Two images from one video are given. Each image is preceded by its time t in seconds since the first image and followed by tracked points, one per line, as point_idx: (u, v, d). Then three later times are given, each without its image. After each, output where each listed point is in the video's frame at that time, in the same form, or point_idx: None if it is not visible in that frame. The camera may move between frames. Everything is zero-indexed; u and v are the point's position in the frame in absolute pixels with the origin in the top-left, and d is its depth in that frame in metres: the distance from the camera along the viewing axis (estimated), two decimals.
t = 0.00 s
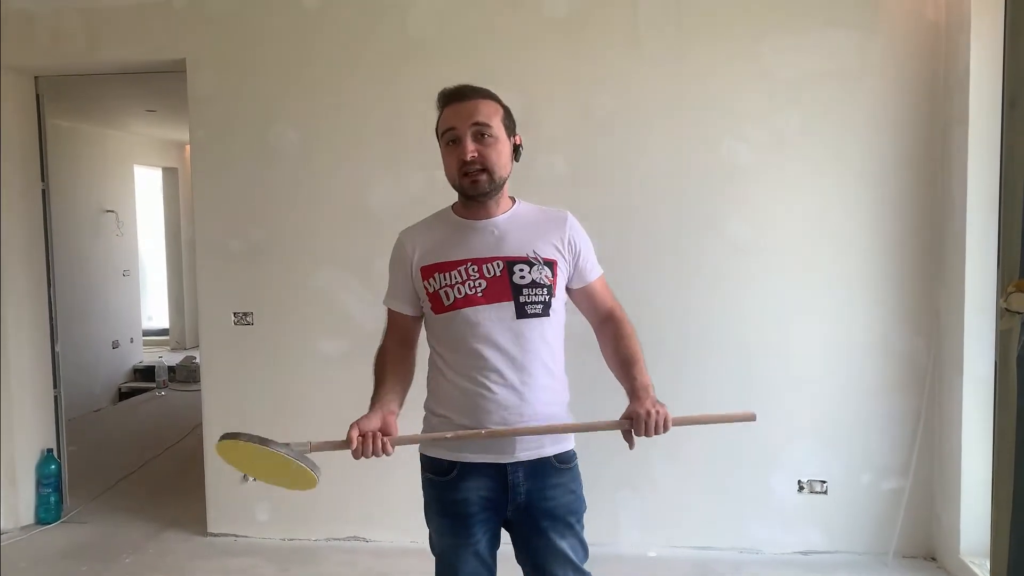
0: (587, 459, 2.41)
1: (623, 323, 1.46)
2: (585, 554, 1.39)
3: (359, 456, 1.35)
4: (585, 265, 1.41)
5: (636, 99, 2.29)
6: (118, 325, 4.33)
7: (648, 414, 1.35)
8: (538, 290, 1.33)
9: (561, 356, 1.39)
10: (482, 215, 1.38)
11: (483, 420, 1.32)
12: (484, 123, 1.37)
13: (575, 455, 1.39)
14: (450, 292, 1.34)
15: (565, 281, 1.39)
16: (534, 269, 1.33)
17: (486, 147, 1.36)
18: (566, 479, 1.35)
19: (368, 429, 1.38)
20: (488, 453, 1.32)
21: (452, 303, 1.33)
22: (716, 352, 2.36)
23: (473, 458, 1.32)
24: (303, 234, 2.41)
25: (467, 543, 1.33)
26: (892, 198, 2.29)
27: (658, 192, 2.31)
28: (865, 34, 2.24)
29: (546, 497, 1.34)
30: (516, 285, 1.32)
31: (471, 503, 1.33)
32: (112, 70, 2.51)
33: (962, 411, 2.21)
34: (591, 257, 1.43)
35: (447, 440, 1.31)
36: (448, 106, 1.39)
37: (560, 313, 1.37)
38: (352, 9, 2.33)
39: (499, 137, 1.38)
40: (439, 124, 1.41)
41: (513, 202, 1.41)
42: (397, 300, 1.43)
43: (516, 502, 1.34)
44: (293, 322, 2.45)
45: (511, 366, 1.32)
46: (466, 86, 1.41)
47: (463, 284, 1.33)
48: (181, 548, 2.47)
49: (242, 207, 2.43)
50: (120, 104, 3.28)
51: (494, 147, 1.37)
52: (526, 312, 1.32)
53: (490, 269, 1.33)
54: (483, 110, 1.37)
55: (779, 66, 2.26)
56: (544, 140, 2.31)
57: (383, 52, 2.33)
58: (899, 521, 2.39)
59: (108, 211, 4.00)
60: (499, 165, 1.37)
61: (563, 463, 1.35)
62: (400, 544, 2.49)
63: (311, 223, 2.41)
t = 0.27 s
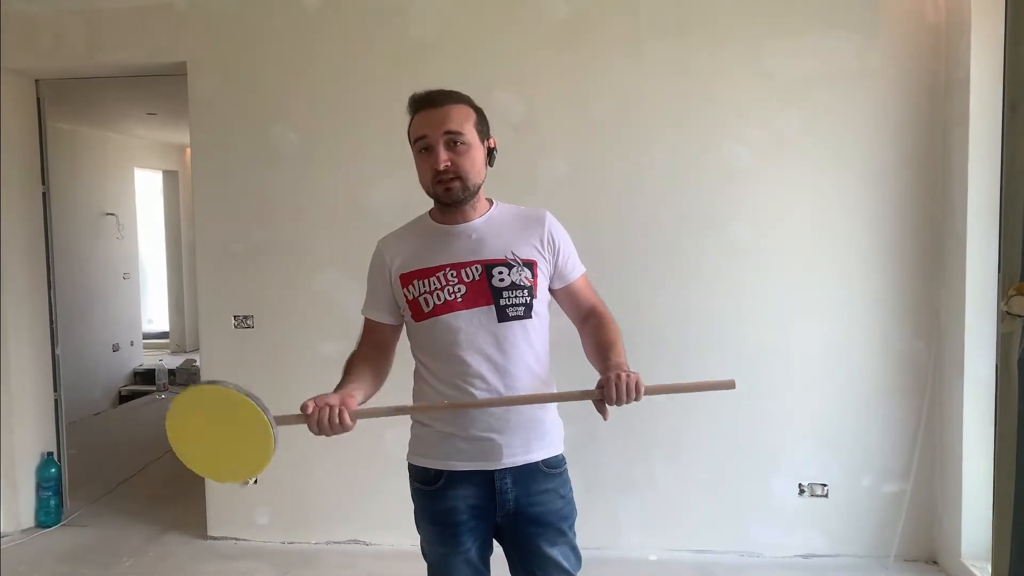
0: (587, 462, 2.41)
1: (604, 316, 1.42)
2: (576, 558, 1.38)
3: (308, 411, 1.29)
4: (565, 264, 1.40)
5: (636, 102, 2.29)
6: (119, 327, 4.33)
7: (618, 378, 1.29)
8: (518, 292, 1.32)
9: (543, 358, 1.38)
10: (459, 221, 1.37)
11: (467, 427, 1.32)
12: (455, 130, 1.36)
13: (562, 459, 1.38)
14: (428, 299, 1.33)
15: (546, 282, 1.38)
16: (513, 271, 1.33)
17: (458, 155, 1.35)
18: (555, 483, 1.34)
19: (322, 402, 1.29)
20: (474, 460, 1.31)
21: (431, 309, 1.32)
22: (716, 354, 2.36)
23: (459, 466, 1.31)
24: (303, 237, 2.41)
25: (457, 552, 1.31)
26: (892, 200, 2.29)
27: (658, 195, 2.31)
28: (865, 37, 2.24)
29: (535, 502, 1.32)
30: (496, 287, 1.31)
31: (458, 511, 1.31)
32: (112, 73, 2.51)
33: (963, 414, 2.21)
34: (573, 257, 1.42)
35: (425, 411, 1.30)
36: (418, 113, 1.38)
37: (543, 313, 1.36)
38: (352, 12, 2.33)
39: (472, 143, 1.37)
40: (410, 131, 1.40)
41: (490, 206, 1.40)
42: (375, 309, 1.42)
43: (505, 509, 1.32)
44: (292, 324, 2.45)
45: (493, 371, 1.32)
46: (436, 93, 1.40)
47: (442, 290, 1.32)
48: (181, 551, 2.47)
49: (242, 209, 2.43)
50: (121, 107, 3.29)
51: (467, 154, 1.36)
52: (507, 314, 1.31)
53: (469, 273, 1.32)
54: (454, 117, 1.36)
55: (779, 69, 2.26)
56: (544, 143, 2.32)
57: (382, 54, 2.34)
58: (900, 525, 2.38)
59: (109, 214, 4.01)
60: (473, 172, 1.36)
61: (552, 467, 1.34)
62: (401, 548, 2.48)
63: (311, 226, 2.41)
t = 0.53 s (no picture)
0: (587, 459, 2.41)
1: (597, 312, 1.39)
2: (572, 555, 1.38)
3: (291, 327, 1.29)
4: (559, 260, 1.39)
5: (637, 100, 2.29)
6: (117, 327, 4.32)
7: (600, 374, 1.28)
8: (510, 290, 1.32)
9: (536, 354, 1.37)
10: (451, 217, 1.37)
11: (461, 425, 1.31)
12: (445, 124, 1.35)
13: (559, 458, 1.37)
14: (421, 297, 1.34)
15: (540, 279, 1.37)
16: (506, 268, 1.32)
17: (448, 148, 1.34)
18: (550, 481, 1.34)
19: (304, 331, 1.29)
20: (468, 458, 1.30)
21: (424, 307, 1.33)
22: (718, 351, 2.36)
23: (454, 464, 1.31)
24: (304, 235, 2.41)
25: (452, 549, 1.33)
26: (892, 196, 2.29)
27: (659, 192, 2.32)
28: (866, 34, 2.25)
29: (531, 501, 1.33)
30: (488, 285, 1.31)
31: (452, 509, 1.32)
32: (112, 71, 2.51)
33: (963, 409, 2.22)
34: (568, 254, 1.41)
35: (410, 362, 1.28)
36: (408, 107, 1.38)
37: (536, 310, 1.36)
38: (353, 10, 2.33)
39: (462, 137, 1.37)
40: (400, 125, 1.39)
41: (482, 201, 1.40)
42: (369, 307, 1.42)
43: (500, 508, 1.33)
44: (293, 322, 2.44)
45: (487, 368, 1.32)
46: (426, 88, 1.39)
47: (434, 288, 1.33)
48: (182, 550, 2.46)
49: (243, 208, 2.42)
50: (120, 106, 3.28)
51: (457, 148, 1.35)
52: (500, 312, 1.32)
53: (461, 271, 1.33)
54: (444, 111, 1.35)
55: (780, 65, 2.27)
56: (545, 140, 2.32)
57: (383, 52, 2.33)
58: (900, 520, 2.39)
59: (108, 213, 3.99)
60: (463, 167, 1.35)
61: (547, 465, 1.34)
62: (402, 546, 2.48)
63: (311, 224, 2.40)
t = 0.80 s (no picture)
0: (586, 454, 2.42)
1: (603, 312, 1.41)
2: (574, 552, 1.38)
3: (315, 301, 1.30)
4: (566, 258, 1.39)
5: (636, 94, 2.28)
6: (117, 321, 4.33)
7: (605, 374, 1.29)
8: (516, 286, 1.31)
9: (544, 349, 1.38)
10: (459, 213, 1.36)
11: (466, 419, 1.31)
12: (452, 120, 1.33)
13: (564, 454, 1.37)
14: (427, 292, 1.34)
15: (546, 275, 1.37)
16: (512, 264, 1.32)
17: (455, 145, 1.33)
18: (554, 477, 1.34)
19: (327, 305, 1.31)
20: (472, 452, 1.30)
21: (430, 302, 1.34)
22: (717, 346, 2.36)
23: (457, 457, 1.31)
24: (302, 230, 2.41)
25: (455, 543, 1.33)
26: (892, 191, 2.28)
27: (658, 187, 2.31)
28: (866, 28, 2.23)
29: (534, 496, 1.33)
30: (494, 281, 1.31)
31: (455, 503, 1.32)
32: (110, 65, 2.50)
33: (962, 405, 2.21)
34: (575, 251, 1.41)
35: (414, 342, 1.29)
36: (415, 103, 1.36)
37: (543, 307, 1.36)
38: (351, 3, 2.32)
39: (469, 134, 1.35)
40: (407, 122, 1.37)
41: (490, 196, 1.39)
42: (377, 299, 1.44)
43: (503, 502, 1.32)
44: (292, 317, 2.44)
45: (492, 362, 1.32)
46: (433, 83, 1.36)
47: (440, 283, 1.33)
48: (182, 543, 2.48)
49: (241, 202, 2.42)
50: (119, 100, 3.28)
51: (464, 145, 1.33)
52: (506, 308, 1.32)
53: (467, 267, 1.32)
54: (450, 107, 1.33)
55: (780, 59, 2.25)
56: (544, 135, 2.31)
57: (382, 46, 2.32)
58: (899, 515, 2.39)
59: (107, 207, 3.97)
60: (470, 163, 1.34)
61: (552, 461, 1.34)
62: (401, 539, 2.49)
63: (309, 218, 2.40)
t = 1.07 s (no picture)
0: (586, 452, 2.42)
1: (627, 303, 1.40)
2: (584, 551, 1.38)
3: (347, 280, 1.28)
4: (587, 251, 1.37)
5: (637, 92, 2.28)
6: (116, 319, 4.33)
7: (627, 358, 1.28)
8: (536, 283, 1.31)
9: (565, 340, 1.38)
10: (480, 209, 1.36)
11: (482, 413, 1.31)
12: (473, 117, 1.33)
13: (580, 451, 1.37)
14: (449, 288, 1.35)
15: (566, 270, 1.36)
16: (532, 261, 1.31)
17: (476, 143, 1.32)
18: (568, 474, 1.34)
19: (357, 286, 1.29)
20: (488, 446, 1.31)
21: (451, 297, 1.35)
22: (718, 344, 2.36)
23: (473, 451, 1.32)
24: (302, 228, 2.41)
25: (467, 533, 1.34)
26: (892, 190, 2.28)
27: (658, 185, 2.31)
28: (866, 26, 2.23)
29: (548, 492, 1.33)
30: (514, 277, 1.31)
31: (470, 494, 1.33)
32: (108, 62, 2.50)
33: (962, 403, 2.21)
34: (597, 245, 1.39)
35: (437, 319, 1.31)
36: (437, 100, 1.35)
37: (563, 303, 1.36)
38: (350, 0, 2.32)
39: (490, 130, 1.34)
40: (429, 120, 1.37)
41: (513, 192, 1.38)
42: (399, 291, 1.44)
43: (516, 496, 1.33)
44: (291, 315, 2.44)
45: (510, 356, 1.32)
46: (454, 80, 1.35)
47: (461, 279, 1.34)
48: (181, 541, 2.47)
49: (241, 200, 2.42)
50: (118, 98, 3.28)
51: (485, 142, 1.33)
52: (525, 304, 1.31)
53: (488, 263, 1.32)
54: (472, 105, 1.32)
55: (779, 57, 2.25)
56: (543, 133, 2.31)
57: (380, 44, 2.32)
58: (899, 514, 2.39)
59: (105, 205, 3.94)
60: (492, 160, 1.33)
61: (567, 459, 1.33)
62: (401, 537, 2.49)
63: (309, 216, 2.40)
